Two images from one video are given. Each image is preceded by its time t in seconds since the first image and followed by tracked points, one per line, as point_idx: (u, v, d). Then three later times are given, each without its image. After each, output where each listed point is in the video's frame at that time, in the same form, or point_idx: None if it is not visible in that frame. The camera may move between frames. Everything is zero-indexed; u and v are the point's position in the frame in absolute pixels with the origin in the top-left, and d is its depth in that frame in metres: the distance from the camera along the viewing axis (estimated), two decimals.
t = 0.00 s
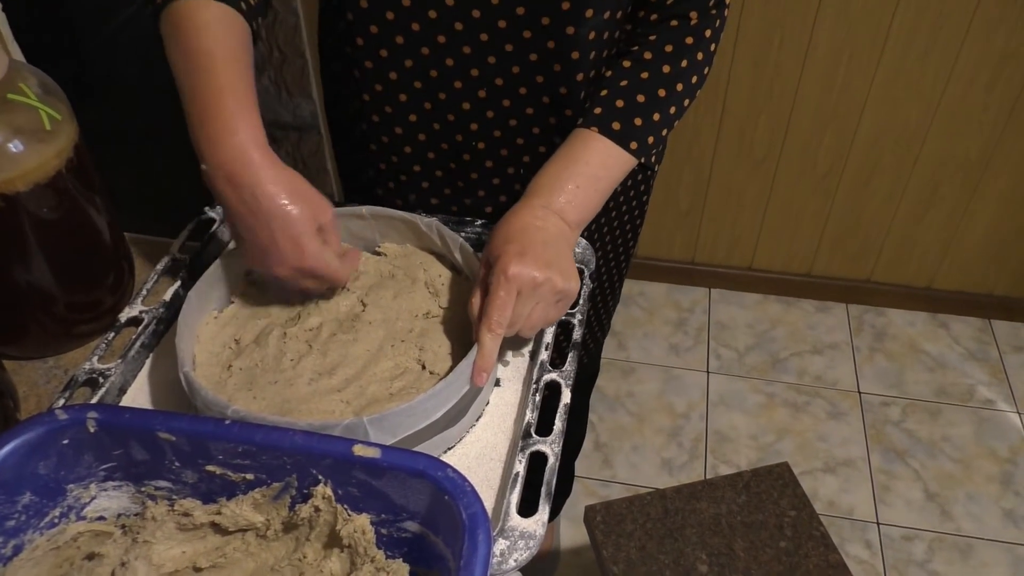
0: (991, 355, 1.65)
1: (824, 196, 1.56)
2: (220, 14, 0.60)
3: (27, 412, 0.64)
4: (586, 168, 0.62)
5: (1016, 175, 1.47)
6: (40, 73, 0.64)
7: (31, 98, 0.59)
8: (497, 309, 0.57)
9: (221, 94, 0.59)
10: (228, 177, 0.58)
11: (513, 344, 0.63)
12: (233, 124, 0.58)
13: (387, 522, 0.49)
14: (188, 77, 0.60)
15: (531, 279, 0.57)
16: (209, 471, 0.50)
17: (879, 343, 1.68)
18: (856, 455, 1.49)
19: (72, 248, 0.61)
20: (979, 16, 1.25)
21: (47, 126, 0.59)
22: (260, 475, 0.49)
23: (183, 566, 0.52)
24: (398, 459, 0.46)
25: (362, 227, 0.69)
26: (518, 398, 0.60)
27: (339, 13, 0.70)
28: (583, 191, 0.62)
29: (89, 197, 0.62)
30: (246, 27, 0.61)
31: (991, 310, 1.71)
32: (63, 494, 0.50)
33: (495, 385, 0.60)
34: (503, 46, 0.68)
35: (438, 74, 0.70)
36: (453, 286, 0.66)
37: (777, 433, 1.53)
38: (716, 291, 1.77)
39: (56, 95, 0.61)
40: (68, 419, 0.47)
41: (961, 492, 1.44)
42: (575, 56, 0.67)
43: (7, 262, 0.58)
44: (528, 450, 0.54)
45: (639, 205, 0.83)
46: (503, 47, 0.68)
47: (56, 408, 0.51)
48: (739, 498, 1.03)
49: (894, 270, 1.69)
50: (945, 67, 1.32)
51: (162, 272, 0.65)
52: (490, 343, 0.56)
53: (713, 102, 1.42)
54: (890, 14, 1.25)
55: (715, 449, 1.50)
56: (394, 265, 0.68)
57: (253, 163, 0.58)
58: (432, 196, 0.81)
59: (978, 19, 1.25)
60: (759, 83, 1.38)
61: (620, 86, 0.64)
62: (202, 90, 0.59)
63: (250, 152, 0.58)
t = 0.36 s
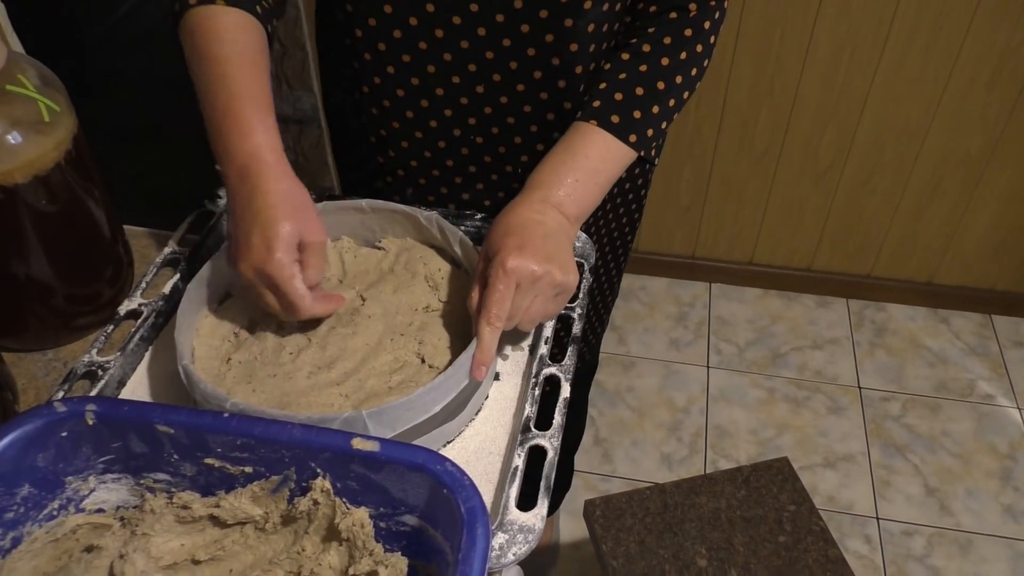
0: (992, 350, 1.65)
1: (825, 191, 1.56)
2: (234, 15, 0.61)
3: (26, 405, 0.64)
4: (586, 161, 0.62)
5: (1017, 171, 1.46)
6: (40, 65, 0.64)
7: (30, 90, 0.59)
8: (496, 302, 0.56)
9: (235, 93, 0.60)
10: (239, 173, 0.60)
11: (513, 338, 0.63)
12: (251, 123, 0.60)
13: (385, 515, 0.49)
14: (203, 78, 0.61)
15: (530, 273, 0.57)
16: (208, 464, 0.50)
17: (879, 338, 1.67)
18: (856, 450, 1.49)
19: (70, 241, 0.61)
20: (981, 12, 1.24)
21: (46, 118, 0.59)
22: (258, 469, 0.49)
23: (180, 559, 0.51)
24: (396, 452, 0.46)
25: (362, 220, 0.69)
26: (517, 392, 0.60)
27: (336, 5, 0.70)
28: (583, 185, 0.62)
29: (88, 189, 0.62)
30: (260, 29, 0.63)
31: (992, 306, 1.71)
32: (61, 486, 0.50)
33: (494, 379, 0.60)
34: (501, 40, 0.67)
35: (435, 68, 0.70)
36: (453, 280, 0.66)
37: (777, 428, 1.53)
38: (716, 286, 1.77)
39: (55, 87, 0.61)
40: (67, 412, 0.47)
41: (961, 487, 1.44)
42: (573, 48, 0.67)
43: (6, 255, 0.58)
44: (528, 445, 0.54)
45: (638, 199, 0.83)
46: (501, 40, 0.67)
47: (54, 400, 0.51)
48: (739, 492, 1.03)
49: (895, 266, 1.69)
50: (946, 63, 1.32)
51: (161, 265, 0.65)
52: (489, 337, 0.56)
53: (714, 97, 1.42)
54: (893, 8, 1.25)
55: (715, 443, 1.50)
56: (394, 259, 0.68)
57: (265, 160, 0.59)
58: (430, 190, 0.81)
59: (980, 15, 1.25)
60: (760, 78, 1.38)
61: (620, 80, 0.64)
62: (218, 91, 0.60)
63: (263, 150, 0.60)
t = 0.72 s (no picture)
0: (994, 352, 1.65)
1: (829, 191, 1.56)
2: (274, 40, 0.63)
3: (30, 397, 0.63)
4: (594, 158, 0.62)
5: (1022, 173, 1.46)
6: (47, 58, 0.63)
7: (37, 83, 0.58)
8: (502, 300, 0.56)
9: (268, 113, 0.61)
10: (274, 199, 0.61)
11: (518, 336, 0.63)
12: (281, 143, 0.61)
13: (389, 511, 0.49)
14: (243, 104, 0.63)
15: (537, 271, 0.57)
16: (212, 458, 0.50)
17: (882, 340, 1.67)
18: (857, 452, 1.49)
19: (76, 234, 0.61)
20: (987, 12, 1.24)
21: (53, 112, 0.59)
22: (263, 463, 0.49)
23: (184, 553, 0.51)
24: (401, 449, 0.46)
25: (367, 216, 0.68)
26: (521, 389, 0.59)
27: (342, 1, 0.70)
28: (591, 182, 0.62)
29: (94, 183, 0.61)
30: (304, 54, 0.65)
31: (994, 308, 1.71)
32: (66, 479, 0.50)
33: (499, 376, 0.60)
34: (511, 39, 0.67)
35: (442, 64, 0.70)
36: (458, 277, 0.66)
37: (779, 428, 1.53)
38: (719, 285, 1.77)
39: (62, 80, 0.61)
40: (72, 405, 0.47)
41: (962, 490, 1.44)
42: (582, 46, 0.67)
43: (12, 247, 0.58)
44: (532, 442, 0.54)
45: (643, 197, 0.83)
46: (510, 39, 0.67)
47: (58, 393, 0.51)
48: (740, 492, 1.03)
49: (898, 267, 1.69)
50: (951, 63, 1.31)
51: (165, 259, 0.65)
52: (494, 334, 0.56)
53: (719, 96, 1.42)
54: (901, 7, 1.24)
55: (716, 443, 1.50)
56: (399, 255, 0.68)
57: (296, 187, 0.60)
58: (435, 186, 0.81)
59: (986, 16, 1.24)
60: (765, 77, 1.38)
61: (627, 76, 0.63)
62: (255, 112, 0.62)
63: (295, 177, 0.61)
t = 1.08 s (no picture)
0: (1001, 357, 1.64)
1: (837, 193, 1.55)
2: (296, 37, 0.64)
3: (39, 389, 0.64)
4: (605, 159, 0.62)
5: None
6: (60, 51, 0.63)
7: (50, 76, 0.58)
8: (511, 299, 0.56)
9: (295, 110, 0.62)
10: (299, 192, 0.62)
11: (526, 336, 0.63)
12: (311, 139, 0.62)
13: (396, 508, 0.49)
14: (266, 98, 0.64)
15: (545, 271, 0.57)
16: (221, 453, 0.50)
17: (888, 343, 1.67)
18: (862, 455, 1.49)
19: (87, 227, 0.61)
20: (1000, 16, 1.23)
21: (65, 105, 0.59)
22: (271, 459, 0.49)
23: (191, 547, 0.51)
24: (409, 446, 0.46)
25: (376, 213, 0.68)
26: (529, 388, 0.59)
27: None
28: (601, 183, 0.62)
29: (105, 176, 0.62)
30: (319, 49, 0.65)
31: (1002, 313, 1.70)
32: (75, 471, 0.50)
33: (506, 375, 0.60)
34: (519, 33, 0.67)
35: (453, 60, 0.70)
36: (467, 275, 0.66)
37: (783, 430, 1.52)
38: (726, 286, 1.77)
39: (74, 73, 0.61)
40: (82, 398, 0.47)
41: (967, 494, 1.44)
42: (592, 44, 0.67)
43: (22, 240, 0.58)
44: (539, 442, 0.54)
45: (653, 197, 0.82)
46: (518, 34, 0.67)
47: (68, 387, 0.51)
48: (745, 494, 1.03)
49: (905, 270, 1.68)
50: (962, 66, 1.31)
51: (175, 254, 0.65)
52: (501, 333, 0.56)
53: (728, 96, 1.41)
54: (911, 9, 1.24)
55: (721, 444, 1.50)
56: (407, 252, 0.68)
57: (323, 183, 0.62)
58: (445, 183, 0.81)
59: (998, 19, 1.24)
60: (775, 78, 1.37)
61: (640, 78, 0.63)
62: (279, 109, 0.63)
63: (320, 169, 0.62)
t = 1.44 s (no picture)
0: (1006, 360, 1.64)
1: (843, 194, 1.55)
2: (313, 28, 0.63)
3: (45, 382, 0.64)
4: (614, 159, 0.62)
5: None
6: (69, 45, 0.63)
7: (59, 70, 0.58)
8: (517, 298, 0.56)
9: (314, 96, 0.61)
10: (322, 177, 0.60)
11: (531, 335, 0.63)
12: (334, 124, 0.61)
13: (401, 506, 0.49)
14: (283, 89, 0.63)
15: (552, 271, 0.57)
16: (226, 448, 0.50)
17: (893, 345, 1.66)
18: (866, 457, 1.49)
19: (94, 221, 0.61)
20: (1009, 17, 1.22)
21: (74, 99, 0.59)
22: (277, 455, 0.49)
23: (196, 542, 0.51)
24: (414, 444, 0.46)
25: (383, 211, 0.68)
26: (534, 387, 0.59)
27: None
28: (611, 183, 0.62)
29: (112, 170, 0.62)
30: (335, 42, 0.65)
31: (1008, 316, 1.69)
32: (80, 465, 0.51)
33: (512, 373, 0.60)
34: (537, 37, 0.67)
35: (470, 63, 0.70)
36: (473, 273, 0.66)
37: (787, 431, 1.52)
38: (731, 286, 1.76)
39: (83, 67, 0.61)
40: (88, 391, 0.47)
41: (971, 497, 1.43)
42: (609, 47, 0.67)
43: (30, 233, 0.58)
44: (543, 440, 0.54)
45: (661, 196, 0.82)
46: (537, 38, 0.67)
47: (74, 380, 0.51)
48: (748, 495, 1.03)
49: (911, 271, 1.68)
50: (971, 67, 1.30)
51: (182, 249, 0.65)
52: (507, 332, 0.56)
53: (735, 96, 1.41)
54: (920, 10, 1.23)
55: (724, 445, 1.50)
56: (413, 250, 0.67)
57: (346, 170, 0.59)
58: (457, 183, 0.81)
59: (1008, 20, 1.23)
60: (782, 78, 1.37)
61: (650, 78, 0.63)
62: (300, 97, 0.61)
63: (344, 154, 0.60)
